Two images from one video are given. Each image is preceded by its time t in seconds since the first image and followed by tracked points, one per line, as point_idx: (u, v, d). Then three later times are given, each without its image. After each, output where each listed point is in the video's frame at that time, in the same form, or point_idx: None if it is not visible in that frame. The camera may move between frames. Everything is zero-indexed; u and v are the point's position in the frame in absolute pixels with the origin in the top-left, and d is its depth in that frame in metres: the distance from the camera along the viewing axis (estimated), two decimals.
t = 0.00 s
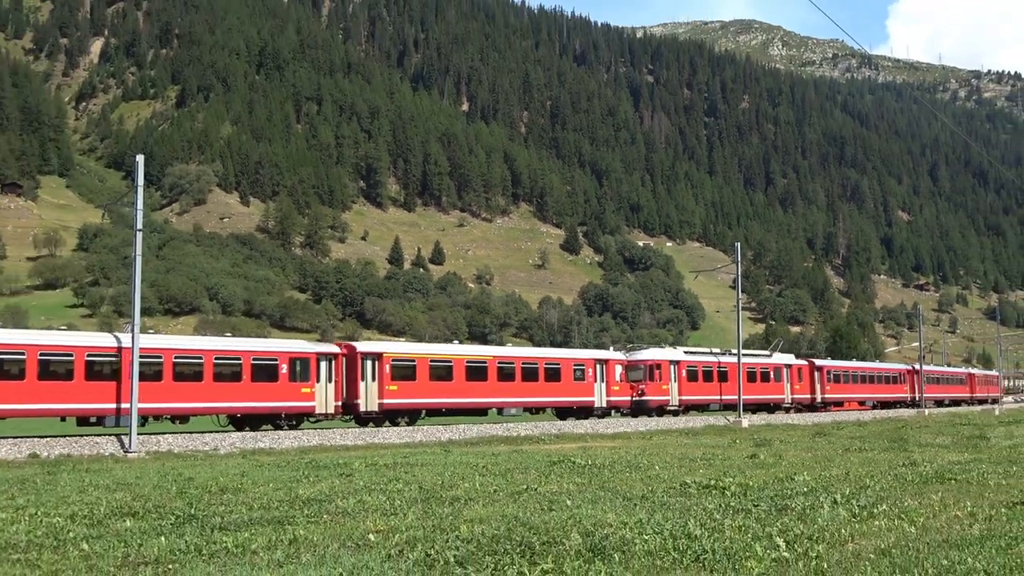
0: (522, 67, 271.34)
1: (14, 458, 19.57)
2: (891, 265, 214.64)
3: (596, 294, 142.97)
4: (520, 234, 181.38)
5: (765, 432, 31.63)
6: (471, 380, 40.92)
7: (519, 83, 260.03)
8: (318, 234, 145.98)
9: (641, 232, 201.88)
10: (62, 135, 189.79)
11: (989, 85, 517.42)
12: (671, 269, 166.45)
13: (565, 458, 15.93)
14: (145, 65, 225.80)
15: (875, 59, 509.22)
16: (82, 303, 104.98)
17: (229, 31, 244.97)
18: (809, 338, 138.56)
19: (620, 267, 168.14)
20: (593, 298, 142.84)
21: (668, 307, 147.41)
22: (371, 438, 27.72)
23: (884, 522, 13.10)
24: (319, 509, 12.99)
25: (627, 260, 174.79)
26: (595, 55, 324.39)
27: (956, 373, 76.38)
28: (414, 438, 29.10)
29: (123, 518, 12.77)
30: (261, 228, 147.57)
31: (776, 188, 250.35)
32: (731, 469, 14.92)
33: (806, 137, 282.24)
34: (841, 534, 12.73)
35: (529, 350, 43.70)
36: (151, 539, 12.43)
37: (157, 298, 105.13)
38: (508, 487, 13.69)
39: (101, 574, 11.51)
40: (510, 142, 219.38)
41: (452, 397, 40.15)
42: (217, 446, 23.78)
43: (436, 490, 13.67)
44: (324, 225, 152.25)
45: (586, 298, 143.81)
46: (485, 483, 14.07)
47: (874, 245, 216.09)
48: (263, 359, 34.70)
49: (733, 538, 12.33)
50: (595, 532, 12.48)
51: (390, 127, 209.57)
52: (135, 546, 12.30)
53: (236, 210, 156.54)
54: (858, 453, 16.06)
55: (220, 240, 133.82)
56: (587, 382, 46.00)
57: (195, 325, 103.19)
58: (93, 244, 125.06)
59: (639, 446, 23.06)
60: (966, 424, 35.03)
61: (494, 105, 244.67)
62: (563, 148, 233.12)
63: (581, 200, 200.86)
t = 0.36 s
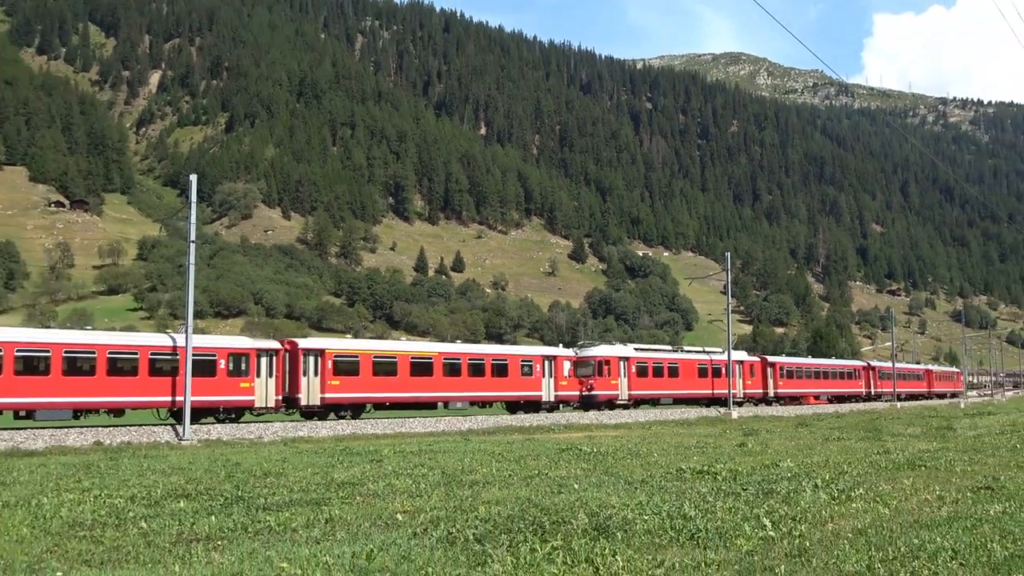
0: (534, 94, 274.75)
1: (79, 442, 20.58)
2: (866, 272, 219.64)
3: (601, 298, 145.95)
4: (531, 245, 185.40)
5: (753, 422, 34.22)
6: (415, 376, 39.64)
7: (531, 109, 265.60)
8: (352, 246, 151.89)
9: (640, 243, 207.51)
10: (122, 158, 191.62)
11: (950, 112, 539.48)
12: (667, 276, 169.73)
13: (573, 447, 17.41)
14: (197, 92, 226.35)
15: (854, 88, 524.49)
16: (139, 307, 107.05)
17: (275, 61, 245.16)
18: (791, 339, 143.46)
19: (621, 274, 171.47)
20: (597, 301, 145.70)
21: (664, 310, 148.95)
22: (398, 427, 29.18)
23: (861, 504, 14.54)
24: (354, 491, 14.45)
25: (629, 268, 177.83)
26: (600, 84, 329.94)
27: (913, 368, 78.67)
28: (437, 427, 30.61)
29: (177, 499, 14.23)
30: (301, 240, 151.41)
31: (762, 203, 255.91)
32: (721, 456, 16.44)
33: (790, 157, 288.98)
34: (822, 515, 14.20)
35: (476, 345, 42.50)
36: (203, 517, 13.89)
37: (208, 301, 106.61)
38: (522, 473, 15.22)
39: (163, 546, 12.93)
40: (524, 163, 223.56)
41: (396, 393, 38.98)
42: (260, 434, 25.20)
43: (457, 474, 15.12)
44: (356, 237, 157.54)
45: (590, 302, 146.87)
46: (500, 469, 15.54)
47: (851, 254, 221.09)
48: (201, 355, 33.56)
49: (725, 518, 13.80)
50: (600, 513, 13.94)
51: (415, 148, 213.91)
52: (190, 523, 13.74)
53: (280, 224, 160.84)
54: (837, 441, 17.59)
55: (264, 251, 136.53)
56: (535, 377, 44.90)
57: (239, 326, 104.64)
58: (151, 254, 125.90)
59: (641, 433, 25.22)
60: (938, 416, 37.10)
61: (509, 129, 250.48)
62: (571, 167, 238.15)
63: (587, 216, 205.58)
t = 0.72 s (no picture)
0: (543, 117, 280.28)
1: (135, 435, 21.95)
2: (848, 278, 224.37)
3: (604, 302, 148.78)
4: (540, 255, 188.73)
5: (747, 415, 36.51)
6: (359, 374, 39.62)
7: (542, 131, 270.72)
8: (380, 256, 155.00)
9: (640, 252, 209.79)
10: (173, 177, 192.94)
11: (924, 133, 552.90)
12: (665, 282, 172.55)
13: (579, 438, 18.84)
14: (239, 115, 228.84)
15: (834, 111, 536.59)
16: (186, 312, 112.04)
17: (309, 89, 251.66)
18: (778, 340, 149.29)
19: (623, 280, 174.21)
20: (601, 304, 148.32)
21: (662, 313, 151.66)
22: (420, 421, 30.64)
23: (844, 491, 15.87)
24: (381, 479, 15.82)
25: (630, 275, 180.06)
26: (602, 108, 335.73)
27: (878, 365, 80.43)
28: (455, 420, 32.08)
29: (220, 486, 15.62)
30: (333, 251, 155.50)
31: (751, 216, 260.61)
32: (715, 446, 17.87)
33: (778, 174, 294.80)
34: (808, 500, 15.53)
35: (423, 343, 42.46)
36: (244, 502, 15.25)
37: (249, 306, 111.81)
38: (533, 462, 16.61)
39: (209, 528, 14.26)
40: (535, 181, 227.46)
41: (339, 390, 38.96)
42: (295, 427, 26.58)
43: (473, 463, 16.50)
44: (383, 247, 161.64)
45: (594, 306, 149.60)
46: (513, 458, 16.93)
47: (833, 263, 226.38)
48: (134, 352, 33.26)
49: (719, 504, 15.15)
50: (604, 498, 15.30)
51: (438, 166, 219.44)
52: (232, 506, 15.15)
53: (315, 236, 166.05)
54: (822, 433, 19.02)
55: (299, 261, 140.49)
56: (484, 375, 44.92)
57: (278, 329, 107.24)
58: (199, 264, 131.60)
59: (643, 425, 27.13)
60: (918, 410, 39.22)
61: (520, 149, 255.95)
62: (578, 184, 242.65)
63: (592, 227, 209.14)
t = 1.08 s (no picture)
0: (549, 139, 284.68)
1: (184, 426, 24.25)
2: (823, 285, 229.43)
3: (606, 307, 151.34)
4: (548, 263, 191.58)
5: (737, 408, 38.66)
6: (307, 371, 39.27)
7: (548, 151, 275.39)
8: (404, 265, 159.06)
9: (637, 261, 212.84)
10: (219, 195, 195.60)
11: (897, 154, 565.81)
12: (661, 287, 175.22)
13: (583, 430, 20.73)
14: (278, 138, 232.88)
15: (812, 133, 547.84)
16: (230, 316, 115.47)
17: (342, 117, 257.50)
18: (763, 339, 153.10)
19: (623, 285, 176.80)
20: (602, 308, 151.10)
21: (658, 315, 153.68)
22: (439, 413, 32.68)
23: (823, 475, 17.35)
24: (405, 465, 17.49)
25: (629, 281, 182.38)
26: (602, 130, 340.85)
27: (842, 361, 81.17)
28: (471, 413, 34.09)
29: (261, 472, 17.21)
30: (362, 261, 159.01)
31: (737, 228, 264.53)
32: (706, 437, 19.69)
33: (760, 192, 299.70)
34: (791, 484, 16.90)
35: (374, 341, 42.29)
36: (282, 485, 16.79)
37: (286, 310, 115.24)
38: (542, 450, 18.33)
39: (253, 510, 15.47)
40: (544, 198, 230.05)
41: (286, 387, 38.44)
42: (329, 418, 28.56)
43: (488, 451, 18.23)
44: (405, 256, 165.44)
45: (597, 309, 152.37)
46: (524, 446, 18.71)
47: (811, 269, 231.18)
48: (70, 349, 32.44)
49: (710, 486, 16.57)
50: (606, 482, 16.72)
51: (455, 185, 221.26)
52: (271, 488, 16.66)
53: (345, 248, 169.64)
54: (802, 426, 21.01)
55: (331, 270, 144.71)
56: (436, 371, 44.82)
57: (313, 331, 110.71)
58: (241, 273, 135.20)
59: (640, 416, 29.15)
60: (890, 402, 41.77)
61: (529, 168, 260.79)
62: (583, 199, 246.39)
63: (595, 238, 212.35)
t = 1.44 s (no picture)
0: (560, 155, 287.20)
1: (217, 424, 25.68)
2: (822, 290, 230.80)
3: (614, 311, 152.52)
4: (560, 270, 192.84)
5: (738, 406, 39.48)
6: (246, 371, 38.20)
7: (558, 163, 277.55)
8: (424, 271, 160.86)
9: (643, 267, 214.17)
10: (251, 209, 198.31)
11: (890, 165, 569.06)
12: (666, 292, 176.16)
13: (594, 427, 21.66)
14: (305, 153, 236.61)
15: (808, 145, 552.38)
16: (261, 320, 117.75)
17: (363, 133, 261.22)
18: (763, 341, 153.96)
19: (630, 291, 177.75)
20: (610, 312, 152.41)
21: (663, 319, 154.49)
22: (453, 412, 33.73)
23: (821, 468, 17.78)
24: (423, 461, 18.21)
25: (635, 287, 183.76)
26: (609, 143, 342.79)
27: (823, 362, 79.79)
28: (485, 411, 35.15)
29: (288, 468, 17.84)
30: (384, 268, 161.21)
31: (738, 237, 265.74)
32: (711, 435, 20.54)
33: (760, 200, 301.29)
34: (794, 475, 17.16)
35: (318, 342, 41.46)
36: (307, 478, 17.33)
37: (312, 314, 117.44)
38: (554, 447, 19.14)
39: (281, 503, 15.55)
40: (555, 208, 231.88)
41: (221, 389, 37.34)
42: (352, 418, 29.66)
43: (502, 449, 19.03)
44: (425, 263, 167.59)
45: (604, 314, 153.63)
46: (536, 445, 19.56)
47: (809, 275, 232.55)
48: None
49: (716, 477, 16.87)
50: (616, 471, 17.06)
51: (471, 197, 222.71)
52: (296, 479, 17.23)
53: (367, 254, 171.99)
54: (799, 424, 21.99)
55: (355, 277, 147.01)
56: (386, 372, 43.85)
57: (337, 334, 113.03)
58: (271, 280, 137.29)
59: (645, 414, 29.95)
60: (885, 400, 42.72)
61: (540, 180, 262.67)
62: (592, 209, 248.01)
63: (603, 246, 214.21)
